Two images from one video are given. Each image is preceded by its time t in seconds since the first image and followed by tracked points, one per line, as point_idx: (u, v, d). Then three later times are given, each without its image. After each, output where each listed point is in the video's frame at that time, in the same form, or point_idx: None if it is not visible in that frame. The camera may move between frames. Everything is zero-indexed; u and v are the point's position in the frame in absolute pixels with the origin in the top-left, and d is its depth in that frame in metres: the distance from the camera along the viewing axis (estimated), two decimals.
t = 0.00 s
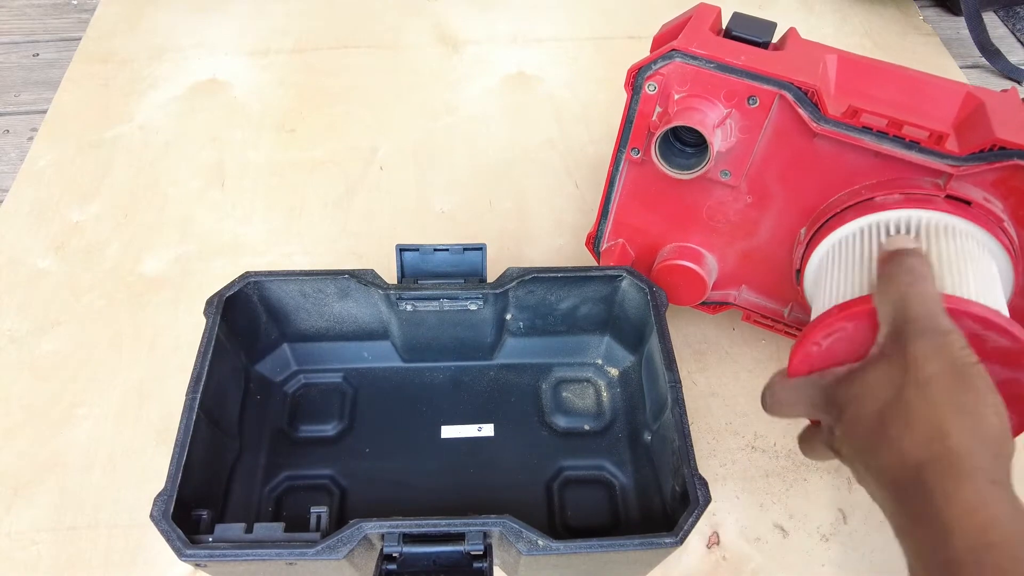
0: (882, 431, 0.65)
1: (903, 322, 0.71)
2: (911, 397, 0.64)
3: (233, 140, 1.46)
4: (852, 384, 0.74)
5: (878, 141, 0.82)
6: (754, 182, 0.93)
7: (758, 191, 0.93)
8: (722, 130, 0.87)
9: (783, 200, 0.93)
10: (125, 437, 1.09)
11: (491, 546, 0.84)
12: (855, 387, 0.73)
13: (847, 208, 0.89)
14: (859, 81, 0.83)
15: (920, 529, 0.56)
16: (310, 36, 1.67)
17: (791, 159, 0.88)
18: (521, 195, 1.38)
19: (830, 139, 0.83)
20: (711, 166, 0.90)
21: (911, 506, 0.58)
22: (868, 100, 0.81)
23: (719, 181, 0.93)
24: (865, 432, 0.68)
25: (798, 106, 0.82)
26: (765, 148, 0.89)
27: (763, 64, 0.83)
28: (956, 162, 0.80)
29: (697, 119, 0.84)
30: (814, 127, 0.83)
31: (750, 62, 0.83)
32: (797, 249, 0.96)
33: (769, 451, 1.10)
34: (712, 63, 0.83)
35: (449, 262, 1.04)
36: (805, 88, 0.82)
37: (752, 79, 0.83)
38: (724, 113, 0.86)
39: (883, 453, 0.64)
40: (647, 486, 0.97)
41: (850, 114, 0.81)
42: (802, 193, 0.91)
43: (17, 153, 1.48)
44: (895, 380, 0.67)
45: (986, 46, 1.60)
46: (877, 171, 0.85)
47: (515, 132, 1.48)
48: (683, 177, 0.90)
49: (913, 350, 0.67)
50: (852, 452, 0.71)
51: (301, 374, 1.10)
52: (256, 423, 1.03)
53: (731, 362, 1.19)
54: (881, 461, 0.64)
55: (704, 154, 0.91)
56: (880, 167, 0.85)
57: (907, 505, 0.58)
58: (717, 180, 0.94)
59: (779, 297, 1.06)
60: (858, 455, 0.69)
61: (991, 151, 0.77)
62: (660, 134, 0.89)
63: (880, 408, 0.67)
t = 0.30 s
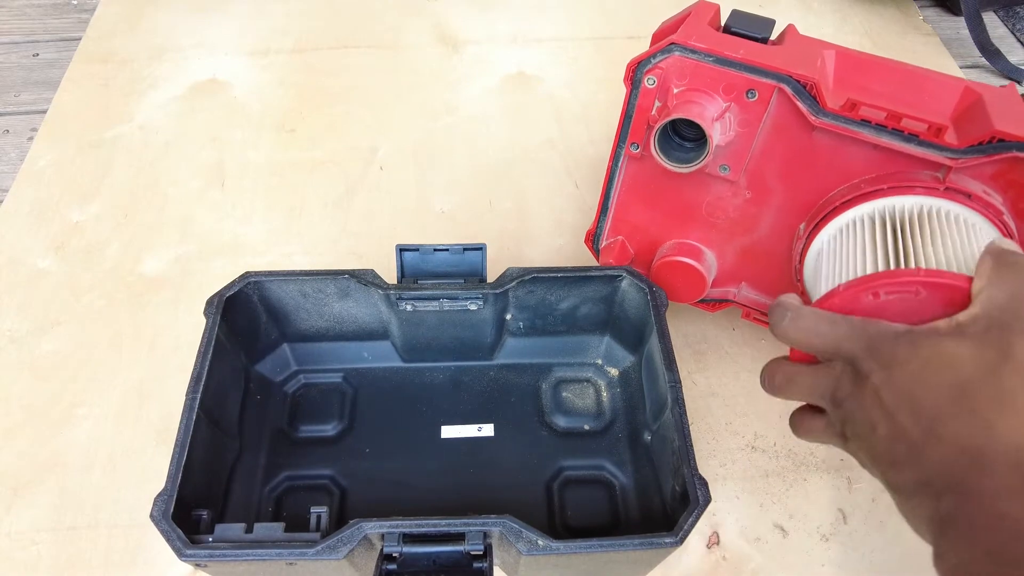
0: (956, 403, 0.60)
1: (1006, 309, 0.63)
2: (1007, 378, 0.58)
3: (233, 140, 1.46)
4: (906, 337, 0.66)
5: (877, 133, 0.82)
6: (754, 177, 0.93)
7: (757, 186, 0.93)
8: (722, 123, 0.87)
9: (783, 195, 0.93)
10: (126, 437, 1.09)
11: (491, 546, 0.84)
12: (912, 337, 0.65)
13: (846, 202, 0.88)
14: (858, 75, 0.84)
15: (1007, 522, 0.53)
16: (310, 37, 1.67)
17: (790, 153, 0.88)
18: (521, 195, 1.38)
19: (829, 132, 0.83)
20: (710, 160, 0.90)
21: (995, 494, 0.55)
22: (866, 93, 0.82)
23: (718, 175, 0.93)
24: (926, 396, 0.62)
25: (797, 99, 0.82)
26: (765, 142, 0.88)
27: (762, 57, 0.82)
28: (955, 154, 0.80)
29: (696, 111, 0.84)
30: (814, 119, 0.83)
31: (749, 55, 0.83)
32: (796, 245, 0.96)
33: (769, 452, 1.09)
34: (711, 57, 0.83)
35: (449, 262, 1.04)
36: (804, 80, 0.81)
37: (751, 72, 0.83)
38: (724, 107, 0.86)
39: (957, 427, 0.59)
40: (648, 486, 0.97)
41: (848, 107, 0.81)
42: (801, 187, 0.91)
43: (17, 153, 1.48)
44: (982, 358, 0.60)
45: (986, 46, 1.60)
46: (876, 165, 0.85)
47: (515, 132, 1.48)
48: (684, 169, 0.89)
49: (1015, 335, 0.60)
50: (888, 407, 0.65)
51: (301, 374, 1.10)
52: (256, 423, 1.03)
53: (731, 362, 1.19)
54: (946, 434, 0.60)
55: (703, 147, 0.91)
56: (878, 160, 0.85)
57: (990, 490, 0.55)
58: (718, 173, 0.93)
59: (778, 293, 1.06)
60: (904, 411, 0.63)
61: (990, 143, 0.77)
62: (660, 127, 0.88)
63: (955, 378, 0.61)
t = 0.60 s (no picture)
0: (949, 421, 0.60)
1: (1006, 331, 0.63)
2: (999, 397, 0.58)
3: (233, 140, 1.46)
4: (907, 361, 0.67)
5: (865, 154, 0.81)
6: (746, 196, 0.92)
7: (750, 203, 0.93)
8: (709, 147, 0.87)
9: (778, 210, 0.93)
10: (126, 437, 1.09)
11: (491, 546, 0.84)
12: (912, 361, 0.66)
13: (842, 216, 0.88)
14: (842, 93, 0.83)
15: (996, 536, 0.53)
16: (310, 36, 1.67)
17: (780, 173, 0.88)
18: (520, 195, 1.38)
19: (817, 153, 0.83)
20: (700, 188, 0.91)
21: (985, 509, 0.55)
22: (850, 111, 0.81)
23: (711, 198, 0.93)
24: (928, 415, 0.62)
25: (782, 124, 0.82)
26: (754, 163, 0.88)
27: (743, 83, 0.82)
28: (946, 164, 0.79)
29: (681, 145, 0.84)
30: (800, 142, 0.82)
31: (730, 83, 0.82)
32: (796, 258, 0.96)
33: (769, 452, 1.09)
34: (691, 88, 0.83)
35: (449, 262, 1.04)
36: (787, 106, 0.81)
37: (733, 100, 0.82)
38: (710, 133, 0.86)
39: (950, 447, 0.59)
40: (647, 486, 0.97)
41: (834, 126, 0.81)
42: (795, 204, 0.91)
43: (17, 153, 1.48)
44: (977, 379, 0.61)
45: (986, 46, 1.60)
46: (868, 178, 0.85)
47: (515, 132, 1.48)
48: (675, 202, 0.90)
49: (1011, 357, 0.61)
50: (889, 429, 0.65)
51: (301, 374, 1.10)
52: (256, 423, 1.03)
53: (731, 362, 1.19)
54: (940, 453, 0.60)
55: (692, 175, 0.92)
56: (871, 175, 0.84)
57: (981, 507, 0.55)
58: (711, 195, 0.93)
59: (780, 298, 1.06)
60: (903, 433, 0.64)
61: (980, 151, 0.77)
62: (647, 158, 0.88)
63: (949, 398, 0.61)
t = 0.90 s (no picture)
0: (980, 404, 0.58)
1: None
2: None
3: (233, 140, 1.46)
4: (938, 339, 0.64)
5: (876, 137, 0.81)
6: (754, 180, 0.92)
7: (757, 188, 0.93)
8: (720, 128, 0.87)
9: (783, 196, 0.93)
10: (126, 437, 1.09)
11: (490, 545, 0.85)
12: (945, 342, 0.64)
13: (847, 203, 0.88)
14: (855, 79, 0.83)
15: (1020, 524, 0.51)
16: (309, 37, 1.67)
17: (789, 156, 0.88)
18: (521, 195, 1.38)
19: (827, 135, 0.83)
20: (710, 167, 0.90)
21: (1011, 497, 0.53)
22: (863, 95, 0.82)
23: (718, 180, 0.93)
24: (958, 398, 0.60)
25: (794, 103, 0.82)
26: (763, 147, 0.89)
27: (758, 63, 0.82)
28: (955, 154, 0.79)
29: (694, 119, 0.84)
30: (812, 124, 0.82)
31: (745, 61, 0.82)
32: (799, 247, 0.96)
33: (769, 452, 1.09)
34: (707, 64, 0.83)
35: (449, 262, 1.04)
36: (800, 85, 0.81)
37: (747, 79, 0.82)
38: (721, 113, 0.86)
39: (981, 431, 0.57)
40: (647, 486, 0.97)
41: (846, 109, 0.81)
42: (800, 189, 0.91)
43: (17, 153, 1.48)
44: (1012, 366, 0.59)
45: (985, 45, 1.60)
46: (875, 166, 0.85)
47: (515, 132, 1.48)
48: (682, 178, 0.89)
49: None
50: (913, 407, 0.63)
51: (301, 374, 1.10)
52: (256, 423, 1.03)
53: (731, 362, 1.19)
54: (967, 435, 0.58)
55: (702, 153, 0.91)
56: (878, 161, 0.85)
57: (1011, 493, 0.53)
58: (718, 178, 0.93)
59: (780, 293, 1.06)
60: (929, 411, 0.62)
61: (989, 143, 0.77)
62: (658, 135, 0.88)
63: (983, 381, 0.59)
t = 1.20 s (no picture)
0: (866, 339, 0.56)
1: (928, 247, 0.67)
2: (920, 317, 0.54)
3: (233, 140, 1.46)
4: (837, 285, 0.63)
5: (877, 138, 0.82)
6: (755, 183, 0.93)
7: (758, 191, 0.93)
8: (721, 132, 0.87)
9: (785, 199, 0.93)
10: (126, 437, 1.09)
11: (490, 546, 0.85)
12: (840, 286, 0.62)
13: (849, 206, 0.89)
14: (854, 80, 0.83)
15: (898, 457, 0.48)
16: (310, 37, 1.67)
17: (791, 158, 0.88)
18: (521, 195, 1.38)
19: (828, 137, 0.84)
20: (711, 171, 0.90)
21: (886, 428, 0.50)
22: (864, 97, 0.82)
23: (719, 184, 0.93)
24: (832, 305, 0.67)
25: (795, 107, 0.82)
26: (765, 150, 0.89)
27: (758, 66, 0.82)
28: (955, 153, 0.80)
29: (694, 125, 0.84)
30: (813, 126, 0.83)
31: (745, 65, 0.82)
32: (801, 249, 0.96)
33: (768, 452, 1.09)
34: (706, 69, 0.83)
35: (449, 262, 1.04)
36: (800, 89, 0.81)
37: (748, 83, 0.83)
38: (722, 117, 0.86)
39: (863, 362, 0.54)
40: (647, 486, 0.97)
41: (846, 112, 0.81)
42: (803, 191, 0.91)
43: (17, 153, 1.48)
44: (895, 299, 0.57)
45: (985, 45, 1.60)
46: (877, 166, 0.86)
47: (515, 132, 1.48)
48: (685, 182, 0.89)
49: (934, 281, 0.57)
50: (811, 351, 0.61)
51: (301, 374, 1.10)
52: (256, 423, 1.03)
53: (731, 362, 1.19)
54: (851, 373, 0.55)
55: (703, 159, 0.91)
56: (879, 162, 0.85)
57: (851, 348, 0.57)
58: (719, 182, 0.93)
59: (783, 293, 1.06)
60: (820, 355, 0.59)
61: (989, 141, 0.78)
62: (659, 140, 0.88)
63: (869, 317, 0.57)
